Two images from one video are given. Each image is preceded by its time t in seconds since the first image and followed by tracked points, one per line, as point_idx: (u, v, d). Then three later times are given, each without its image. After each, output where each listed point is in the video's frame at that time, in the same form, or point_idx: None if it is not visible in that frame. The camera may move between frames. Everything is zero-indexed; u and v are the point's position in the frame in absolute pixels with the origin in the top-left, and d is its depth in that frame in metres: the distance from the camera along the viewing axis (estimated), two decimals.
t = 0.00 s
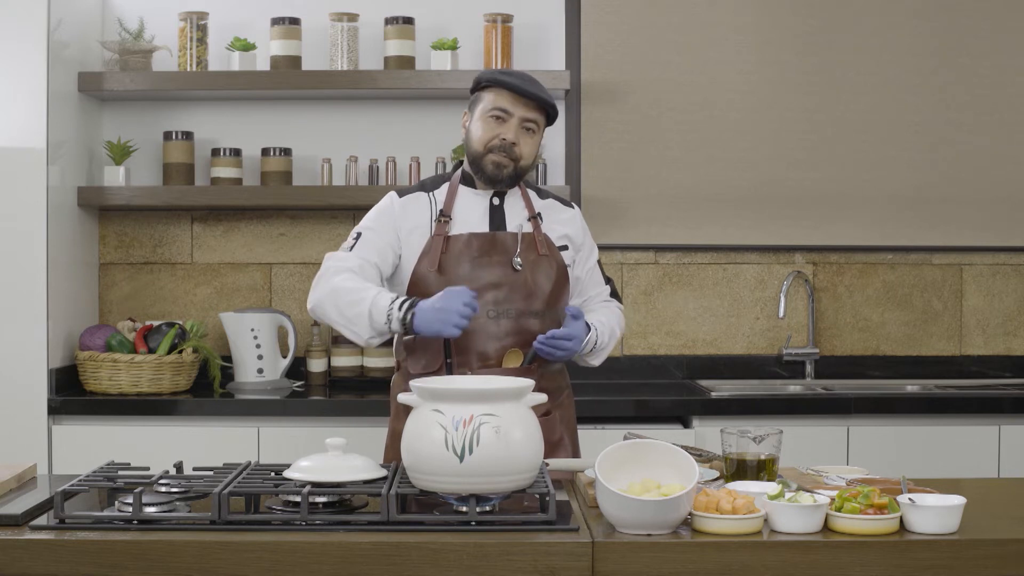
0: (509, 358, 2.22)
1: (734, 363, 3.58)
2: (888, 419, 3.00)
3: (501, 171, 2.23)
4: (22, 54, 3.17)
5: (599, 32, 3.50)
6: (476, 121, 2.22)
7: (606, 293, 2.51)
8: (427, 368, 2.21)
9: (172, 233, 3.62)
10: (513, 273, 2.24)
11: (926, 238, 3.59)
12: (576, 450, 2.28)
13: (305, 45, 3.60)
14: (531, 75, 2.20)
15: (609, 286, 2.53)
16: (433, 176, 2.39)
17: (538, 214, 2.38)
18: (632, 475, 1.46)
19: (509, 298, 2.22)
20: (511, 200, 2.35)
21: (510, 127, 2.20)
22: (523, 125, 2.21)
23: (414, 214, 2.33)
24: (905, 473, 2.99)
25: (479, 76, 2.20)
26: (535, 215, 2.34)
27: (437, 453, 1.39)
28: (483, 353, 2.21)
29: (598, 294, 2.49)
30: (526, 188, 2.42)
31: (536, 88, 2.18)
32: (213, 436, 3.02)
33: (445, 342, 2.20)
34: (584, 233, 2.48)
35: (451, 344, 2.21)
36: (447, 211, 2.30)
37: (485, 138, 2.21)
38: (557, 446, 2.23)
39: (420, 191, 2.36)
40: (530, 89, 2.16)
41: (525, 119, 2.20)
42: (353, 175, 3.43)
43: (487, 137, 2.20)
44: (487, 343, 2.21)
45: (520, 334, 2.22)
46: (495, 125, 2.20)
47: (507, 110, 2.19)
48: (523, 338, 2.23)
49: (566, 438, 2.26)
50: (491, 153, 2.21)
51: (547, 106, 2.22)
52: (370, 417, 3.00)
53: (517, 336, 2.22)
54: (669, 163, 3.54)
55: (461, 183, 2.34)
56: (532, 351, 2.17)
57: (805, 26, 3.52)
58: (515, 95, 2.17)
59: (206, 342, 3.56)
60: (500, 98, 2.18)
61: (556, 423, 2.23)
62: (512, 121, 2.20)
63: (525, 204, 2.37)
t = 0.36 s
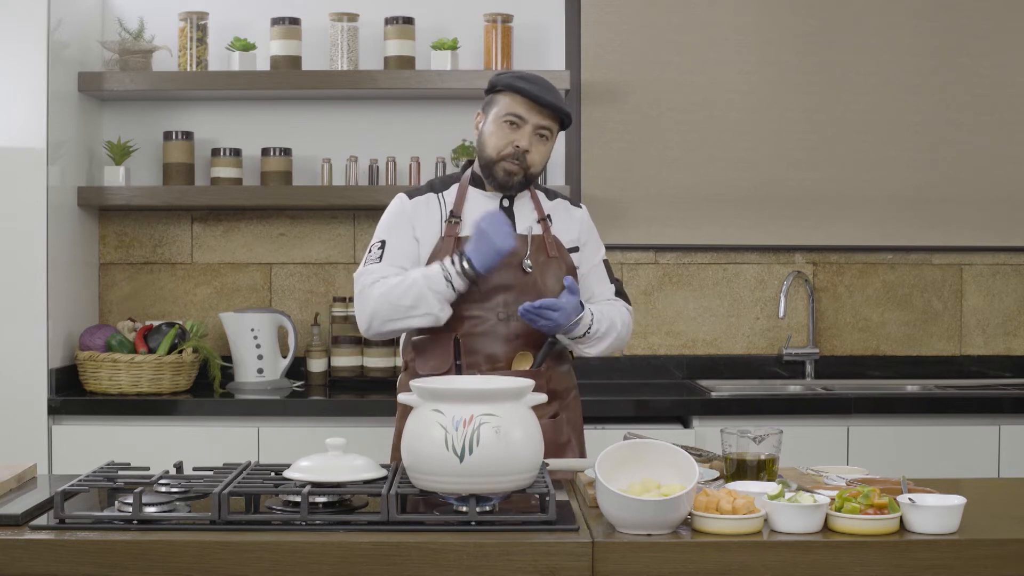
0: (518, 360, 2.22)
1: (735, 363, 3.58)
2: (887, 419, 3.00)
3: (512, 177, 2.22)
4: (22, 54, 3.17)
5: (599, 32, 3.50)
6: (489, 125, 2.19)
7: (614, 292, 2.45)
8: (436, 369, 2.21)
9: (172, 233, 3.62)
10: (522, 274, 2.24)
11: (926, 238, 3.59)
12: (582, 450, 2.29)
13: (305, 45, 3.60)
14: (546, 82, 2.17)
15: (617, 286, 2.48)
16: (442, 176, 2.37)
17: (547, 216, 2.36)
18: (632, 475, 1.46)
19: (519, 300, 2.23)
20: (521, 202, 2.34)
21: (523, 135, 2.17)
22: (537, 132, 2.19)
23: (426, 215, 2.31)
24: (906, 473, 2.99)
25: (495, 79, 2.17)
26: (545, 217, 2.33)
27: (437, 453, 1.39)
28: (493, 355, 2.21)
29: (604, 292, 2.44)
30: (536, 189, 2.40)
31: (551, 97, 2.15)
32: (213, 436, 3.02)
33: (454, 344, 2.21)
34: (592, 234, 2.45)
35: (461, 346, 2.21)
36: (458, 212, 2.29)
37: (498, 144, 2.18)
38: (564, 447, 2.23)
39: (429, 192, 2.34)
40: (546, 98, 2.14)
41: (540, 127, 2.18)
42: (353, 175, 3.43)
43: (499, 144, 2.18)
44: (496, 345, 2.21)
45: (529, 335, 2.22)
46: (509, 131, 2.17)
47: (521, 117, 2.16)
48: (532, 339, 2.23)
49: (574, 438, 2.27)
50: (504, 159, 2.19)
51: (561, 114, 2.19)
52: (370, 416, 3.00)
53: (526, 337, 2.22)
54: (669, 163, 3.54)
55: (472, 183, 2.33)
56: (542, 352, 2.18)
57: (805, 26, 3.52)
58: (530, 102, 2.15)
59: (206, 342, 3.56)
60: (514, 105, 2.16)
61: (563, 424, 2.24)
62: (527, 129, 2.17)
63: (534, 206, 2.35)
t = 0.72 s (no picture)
0: (536, 364, 2.22)
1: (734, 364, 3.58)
2: (887, 419, 3.00)
3: (534, 172, 2.20)
4: (22, 54, 3.17)
5: (599, 31, 3.50)
6: (511, 120, 2.19)
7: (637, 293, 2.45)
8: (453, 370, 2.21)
9: (172, 233, 3.62)
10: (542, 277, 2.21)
11: (926, 238, 3.59)
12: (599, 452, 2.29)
13: (305, 45, 3.60)
14: (567, 77, 2.18)
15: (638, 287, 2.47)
16: (464, 175, 2.36)
17: (569, 217, 2.35)
18: (632, 475, 1.46)
19: (537, 304, 2.21)
20: (543, 203, 2.33)
21: (545, 127, 2.17)
22: (559, 125, 2.18)
23: (447, 214, 2.30)
24: (905, 472, 2.99)
25: (516, 74, 2.18)
26: (566, 217, 2.32)
27: (437, 453, 1.39)
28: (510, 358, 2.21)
29: (623, 295, 2.42)
30: (558, 188, 2.39)
31: (573, 89, 2.16)
32: (213, 436, 3.02)
33: (472, 346, 2.21)
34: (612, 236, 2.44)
35: (479, 348, 2.21)
36: (479, 212, 2.28)
37: (519, 138, 2.18)
38: (582, 451, 2.23)
39: (451, 190, 2.33)
40: (568, 89, 2.14)
41: (562, 120, 2.17)
42: (353, 175, 3.43)
43: (521, 137, 2.17)
44: (514, 348, 2.20)
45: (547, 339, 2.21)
46: (530, 125, 2.17)
47: (543, 110, 2.16)
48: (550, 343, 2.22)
49: (591, 442, 2.26)
50: (525, 153, 2.19)
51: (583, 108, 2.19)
52: (370, 417, 3.00)
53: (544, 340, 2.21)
54: (669, 163, 3.54)
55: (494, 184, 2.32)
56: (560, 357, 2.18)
57: (805, 26, 3.52)
58: (552, 95, 2.15)
59: (206, 342, 3.56)
60: (536, 98, 2.16)
61: (581, 428, 2.23)
62: (548, 121, 2.17)
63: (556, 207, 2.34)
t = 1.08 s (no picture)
0: (561, 363, 2.20)
1: (735, 363, 3.58)
2: (887, 419, 3.00)
3: (564, 168, 2.19)
4: (22, 54, 3.17)
5: (599, 31, 3.49)
6: (541, 115, 2.18)
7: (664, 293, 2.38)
8: (477, 368, 2.20)
9: (172, 233, 3.62)
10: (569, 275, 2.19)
11: (926, 238, 3.59)
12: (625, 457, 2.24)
13: (305, 45, 3.60)
14: (597, 71, 2.16)
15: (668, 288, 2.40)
16: (493, 171, 2.35)
17: (597, 214, 2.32)
18: (632, 475, 1.46)
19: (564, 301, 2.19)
20: (571, 199, 2.30)
21: (575, 123, 2.15)
22: (589, 121, 2.17)
23: (474, 209, 2.29)
24: (905, 472, 2.99)
25: (544, 70, 2.17)
26: (594, 215, 2.30)
27: (437, 453, 1.39)
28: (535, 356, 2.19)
29: (654, 294, 2.36)
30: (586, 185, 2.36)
31: (603, 84, 2.15)
32: (213, 436, 3.02)
33: (496, 344, 2.19)
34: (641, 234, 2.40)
35: (504, 347, 2.19)
36: (505, 208, 2.27)
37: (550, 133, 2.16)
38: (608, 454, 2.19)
39: (479, 186, 2.32)
40: (598, 85, 2.13)
41: (592, 115, 2.16)
42: (353, 175, 3.43)
43: (551, 133, 2.15)
44: (539, 347, 2.19)
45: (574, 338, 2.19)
46: (560, 120, 2.16)
47: (573, 105, 2.14)
48: (577, 342, 2.20)
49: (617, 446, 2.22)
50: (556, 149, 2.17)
51: (613, 103, 2.18)
52: (370, 417, 3.01)
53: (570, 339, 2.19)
54: (669, 163, 3.54)
55: (520, 180, 2.30)
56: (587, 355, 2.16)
57: (805, 26, 3.52)
58: (583, 90, 2.13)
59: (206, 342, 3.56)
60: (566, 92, 2.14)
61: (608, 430, 2.19)
62: (579, 117, 2.15)
63: (584, 204, 2.32)
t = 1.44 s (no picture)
0: (571, 362, 2.18)
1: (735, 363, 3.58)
2: (887, 419, 3.00)
3: (583, 164, 2.20)
4: (22, 54, 3.17)
5: (599, 31, 3.49)
6: (562, 110, 2.19)
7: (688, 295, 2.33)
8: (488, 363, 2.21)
9: (172, 233, 3.62)
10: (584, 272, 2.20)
11: (926, 238, 3.59)
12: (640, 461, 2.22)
13: (305, 45, 3.60)
14: (620, 65, 2.14)
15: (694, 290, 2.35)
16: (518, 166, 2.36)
17: (620, 213, 2.30)
18: (632, 475, 1.46)
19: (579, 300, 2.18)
20: (593, 196, 2.30)
21: (594, 120, 2.15)
22: (609, 117, 2.16)
23: (495, 204, 2.30)
24: (905, 472, 2.99)
25: (565, 66, 2.17)
26: (616, 213, 2.28)
27: (437, 453, 1.39)
28: (545, 354, 2.19)
29: (676, 296, 2.32)
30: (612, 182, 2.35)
31: (622, 79, 2.12)
32: (213, 436, 3.02)
33: (507, 340, 2.20)
34: (666, 234, 2.35)
35: (514, 343, 2.20)
36: (526, 203, 2.27)
37: (569, 129, 2.17)
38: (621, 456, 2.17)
39: (502, 180, 2.33)
40: (616, 80, 2.11)
41: (611, 111, 2.15)
42: (353, 175, 3.43)
43: (570, 129, 2.17)
44: (550, 344, 2.19)
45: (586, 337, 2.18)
46: (579, 116, 2.16)
47: (591, 101, 2.14)
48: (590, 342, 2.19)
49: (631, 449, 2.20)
50: (575, 145, 2.18)
51: (635, 98, 2.16)
52: (370, 417, 3.01)
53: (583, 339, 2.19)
54: (669, 163, 3.54)
55: (543, 175, 2.31)
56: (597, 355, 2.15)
57: (805, 26, 3.52)
58: (601, 86, 2.13)
59: (206, 342, 3.56)
60: (585, 89, 2.14)
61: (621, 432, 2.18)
62: (597, 113, 2.15)
63: (606, 202, 2.30)
